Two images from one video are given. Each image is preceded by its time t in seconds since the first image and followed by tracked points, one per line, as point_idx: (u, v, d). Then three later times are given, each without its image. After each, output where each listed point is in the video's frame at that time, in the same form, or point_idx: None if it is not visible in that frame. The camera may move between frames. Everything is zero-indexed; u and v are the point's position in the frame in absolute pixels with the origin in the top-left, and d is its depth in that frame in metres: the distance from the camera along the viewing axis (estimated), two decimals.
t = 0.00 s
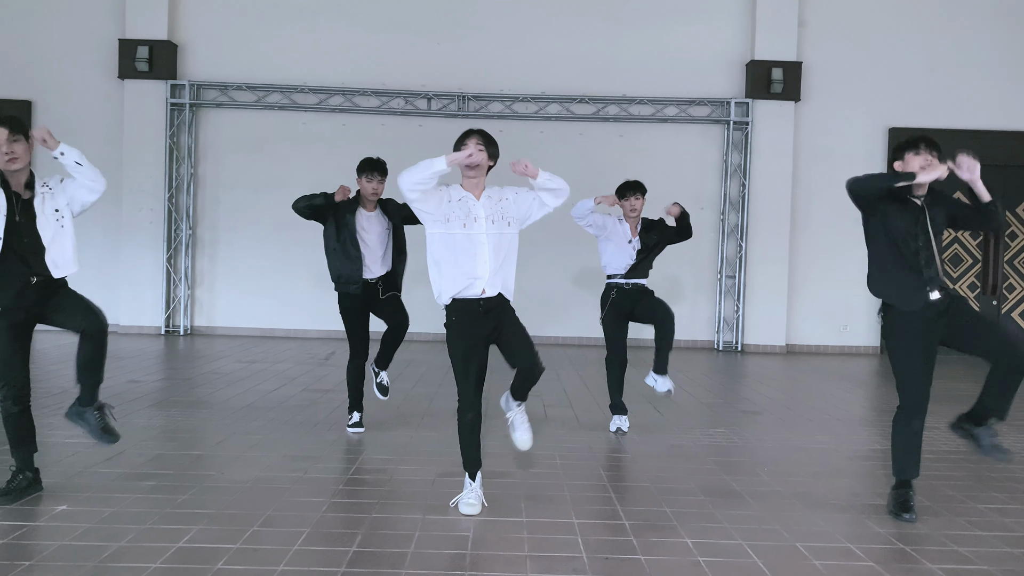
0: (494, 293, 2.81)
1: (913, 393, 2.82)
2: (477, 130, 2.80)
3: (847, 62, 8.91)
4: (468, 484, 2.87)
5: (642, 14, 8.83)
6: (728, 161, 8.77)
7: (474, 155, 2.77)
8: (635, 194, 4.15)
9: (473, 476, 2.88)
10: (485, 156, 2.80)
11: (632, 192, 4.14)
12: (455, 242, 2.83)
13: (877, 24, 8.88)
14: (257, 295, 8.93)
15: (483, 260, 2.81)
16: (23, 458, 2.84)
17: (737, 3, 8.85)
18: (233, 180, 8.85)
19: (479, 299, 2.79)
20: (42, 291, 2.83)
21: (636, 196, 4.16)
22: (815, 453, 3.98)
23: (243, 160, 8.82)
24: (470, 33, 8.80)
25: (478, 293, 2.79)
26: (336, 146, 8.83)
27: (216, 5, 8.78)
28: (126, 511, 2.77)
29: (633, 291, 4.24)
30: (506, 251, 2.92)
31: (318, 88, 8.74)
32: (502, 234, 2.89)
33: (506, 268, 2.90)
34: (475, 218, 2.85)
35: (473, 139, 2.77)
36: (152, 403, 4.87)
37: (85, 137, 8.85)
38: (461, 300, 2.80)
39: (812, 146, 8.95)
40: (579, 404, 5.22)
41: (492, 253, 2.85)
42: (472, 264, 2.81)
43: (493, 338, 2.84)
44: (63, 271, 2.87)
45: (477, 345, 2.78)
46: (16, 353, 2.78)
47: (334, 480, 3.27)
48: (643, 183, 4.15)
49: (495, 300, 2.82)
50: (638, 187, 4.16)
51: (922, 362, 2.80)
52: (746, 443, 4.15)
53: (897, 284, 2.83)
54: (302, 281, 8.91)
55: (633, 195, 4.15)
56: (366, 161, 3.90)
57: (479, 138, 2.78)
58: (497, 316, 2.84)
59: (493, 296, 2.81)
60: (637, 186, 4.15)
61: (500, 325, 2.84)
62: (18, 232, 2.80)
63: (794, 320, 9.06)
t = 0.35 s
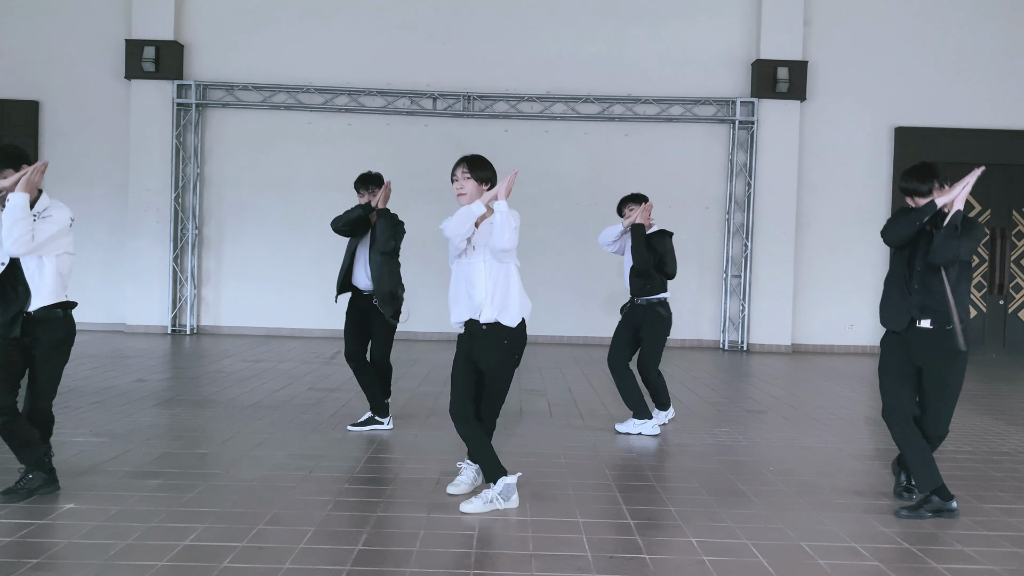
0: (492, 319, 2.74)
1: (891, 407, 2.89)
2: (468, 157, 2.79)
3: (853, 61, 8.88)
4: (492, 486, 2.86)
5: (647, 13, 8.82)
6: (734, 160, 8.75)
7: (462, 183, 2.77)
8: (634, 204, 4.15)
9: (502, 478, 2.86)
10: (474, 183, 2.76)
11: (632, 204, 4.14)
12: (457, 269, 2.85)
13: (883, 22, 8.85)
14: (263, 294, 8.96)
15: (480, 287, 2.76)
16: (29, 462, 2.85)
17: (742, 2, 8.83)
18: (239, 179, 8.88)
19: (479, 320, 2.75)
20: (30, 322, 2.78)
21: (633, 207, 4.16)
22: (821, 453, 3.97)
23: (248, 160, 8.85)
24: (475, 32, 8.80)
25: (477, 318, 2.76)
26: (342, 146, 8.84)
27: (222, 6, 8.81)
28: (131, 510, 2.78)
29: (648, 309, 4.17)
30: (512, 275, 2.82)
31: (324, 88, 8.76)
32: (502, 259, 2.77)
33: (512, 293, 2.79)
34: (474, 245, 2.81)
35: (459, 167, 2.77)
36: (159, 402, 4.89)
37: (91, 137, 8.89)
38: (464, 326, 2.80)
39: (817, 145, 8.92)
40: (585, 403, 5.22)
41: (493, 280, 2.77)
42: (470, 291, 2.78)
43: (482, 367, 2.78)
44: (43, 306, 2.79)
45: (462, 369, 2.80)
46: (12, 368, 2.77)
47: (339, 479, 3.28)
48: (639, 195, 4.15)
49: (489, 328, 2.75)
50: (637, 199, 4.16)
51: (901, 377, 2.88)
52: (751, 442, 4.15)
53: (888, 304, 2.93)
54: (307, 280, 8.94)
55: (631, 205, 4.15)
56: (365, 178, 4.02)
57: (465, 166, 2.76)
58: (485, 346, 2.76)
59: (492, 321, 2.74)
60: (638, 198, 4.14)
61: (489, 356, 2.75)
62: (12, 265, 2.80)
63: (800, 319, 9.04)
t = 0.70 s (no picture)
0: (503, 316, 2.74)
1: (901, 403, 2.88)
2: (477, 155, 2.78)
3: (861, 61, 8.85)
4: (501, 487, 2.86)
5: (653, 14, 8.81)
6: (741, 162, 8.73)
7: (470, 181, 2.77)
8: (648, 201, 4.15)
9: (510, 479, 2.85)
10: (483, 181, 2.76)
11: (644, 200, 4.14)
12: (465, 267, 2.83)
13: (890, 23, 8.82)
14: (270, 296, 8.98)
15: (491, 284, 2.76)
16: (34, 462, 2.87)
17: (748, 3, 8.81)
18: (246, 181, 8.90)
19: (489, 319, 2.75)
20: (42, 319, 2.81)
21: (648, 205, 4.16)
22: (829, 455, 3.95)
23: (256, 162, 8.88)
24: (482, 34, 8.81)
25: (487, 315, 2.76)
26: (348, 147, 8.86)
27: (229, 9, 8.84)
28: (139, 511, 2.79)
29: (661, 307, 4.15)
30: (521, 273, 2.82)
31: (331, 90, 8.78)
32: (510, 258, 2.77)
33: (521, 291, 2.80)
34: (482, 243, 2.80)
35: (469, 165, 2.77)
36: (167, 403, 4.91)
37: (100, 139, 8.94)
38: (474, 322, 2.80)
39: (824, 146, 8.89)
40: (592, 405, 5.21)
41: (503, 278, 2.76)
42: (480, 288, 2.77)
43: (492, 361, 2.78)
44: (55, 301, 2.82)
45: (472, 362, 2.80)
46: (18, 369, 2.80)
47: (346, 480, 3.27)
48: (653, 191, 4.16)
49: (499, 324, 2.74)
50: (653, 197, 4.16)
51: (912, 379, 2.87)
52: (760, 444, 4.13)
53: (902, 305, 2.93)
54: (314, 282, 8.95)
55: (645, 203, 4.15)
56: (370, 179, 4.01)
57: (476, 164, 2.76)
58: (495, 341, 2.75)
59: (502, 318, 2.74)
60: (649, 194, 4.15)
61: (498, 350, 2.75)
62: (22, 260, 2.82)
63: (807, 322, 9.00)
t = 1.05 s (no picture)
0: (507, 316, 2.74)
1: (909, 404, 2.87)
2: (482, 155, 2.76)
3: (867, 62, 8.82)
4: (505, 488, 2.85)
5: (658, 15, 8.80)
6: (746, 163, 8.71)
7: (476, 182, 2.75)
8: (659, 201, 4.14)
9: (515, 482, 2.84)
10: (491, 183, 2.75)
11: (655, 200, 4.14)
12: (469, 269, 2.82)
13: (897, 23, 8.79)
14: (276, 297, 8.99)
15: (495, 284, 2.75)
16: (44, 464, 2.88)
17: (754, 4, 8.79)
18: (252, 183, 8.92)
19: (492, 319, 2.75)
20: (54, 317, 2.83)
21: (658, 204, 4.13)
22: (837, 457, 3.93)
23: (261, 164, 8.90)
24: (487, 35, 8.81)
25: (491, 315, 2.75)
26: (354, 149, 8.87)
27: (235, 10, 8.87)
28: (145, 512, 2.79)
29: (667, 306, 4.15)
30: (524, 274, 2.82)
31: (336, 91, 8.80)
32: (513, 256, 2.77)
33: (524, 291, 2.80)
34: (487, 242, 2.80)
35: (475, 166, 2.75)
36: (172, 405, 4.91)
37: (106, 141, 8.97)
38: (477, 324, 2.78)
39: (830, 147, 8.86)
40: (597, 406, 5.20)
41: (506, 278, 2.76)
42: (485, 289, 2.77)
43: (498, 361, 2.77)
44: (66, 299, 2.83)
45: (478, 361, 2.79)
46: (29, 369, 2.80)
47: (351, 482, 3.27)
48: (664, 190, 4.15)
49: (503, 324, 2.74)
50: (659, 195, 4.14)
51: (920, 380, 2.86)
52: (766, 446, 4.12)
53: (910, 308, 2.92)
54: (319, 283, 8.96)
55: (654, 202, 4.13)
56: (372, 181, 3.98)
57: (482, 165, 2.74)
58: (500, 340, 2.75)
59: (507, 319, 2.74)
60: (658, 193, 4.15)
61: (504, 350, 2.75)
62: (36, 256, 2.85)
63: (813, 323, 8.97)
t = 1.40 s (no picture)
0: (506, 315, 2.74)
1: (911, 405, 2.86)
2: (485, 154, 2.77)
3: (870, 62, 8.80)
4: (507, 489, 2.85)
5: (661, 17, 8.80)
6: (749, 164, 8.70)
7: (479, 182, 2.76)
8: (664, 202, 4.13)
9: (518, 482, 2.85)
10: (495, 182, 2.76)
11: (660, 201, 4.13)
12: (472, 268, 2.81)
13: (900, 24, 8.78)
14: (279, 299, 9.00)
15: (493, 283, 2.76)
16: (51, 464, 2.88)
17: (756, 5, 8.79)
18: (255, 184, 8.93)
19: (491, 319, 2.75)
20: (62, 317, 2.84)
21: (661, 205, 4.14)
22: (840, 459, 3.92)
23: (264, 166, 8.92)
24: (489, 37, 8.82)
25: (490, 314, 2.75)
26: (356, 151, 8.88)
27: (238, 13, 8.89)
28: (148, 515, 2.79)
29: (670, 306, 4.14)
30: (524, 273, 2.82)
31: (339, 93, 8.81)
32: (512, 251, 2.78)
33: (523, 289, 2.80)
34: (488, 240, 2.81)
35: (478, 165, 2.76)
36: (176, 407, 4.92)
37: (109, 143, 8.99)
38: (477, 324, 2.79)
39: (833, 148, 8.85)
40: (600, 408, 5.20)
41: (505, 276, 2.76)
42: (484, 287, 2.77)
43: (499, 361, 2.77)
44: (75, 299, 2.85)
45: (479, 363, 2.78)
46: (38, 370, 2.81)
47: (354, 483, 3.27)
48: (668, 192, 4.14)
49: (502, 324, 2.74)
50: (661, 198, 4.15)
51: (923, 382, 2.85)
52: (770, 448, 4.11)
53: (916, 311, 2.90)
54: (322, 285, 8.97)
55: (658, 204, 4.14)
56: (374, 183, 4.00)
57: (486, 164, 2.75)
58: (500, 341, 2.74)
59: (506, 318, 2.74)
60: (662, 195, 4.15)
61: (504, 350, 2.74)
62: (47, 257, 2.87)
63: (816, 325, 8.95)
